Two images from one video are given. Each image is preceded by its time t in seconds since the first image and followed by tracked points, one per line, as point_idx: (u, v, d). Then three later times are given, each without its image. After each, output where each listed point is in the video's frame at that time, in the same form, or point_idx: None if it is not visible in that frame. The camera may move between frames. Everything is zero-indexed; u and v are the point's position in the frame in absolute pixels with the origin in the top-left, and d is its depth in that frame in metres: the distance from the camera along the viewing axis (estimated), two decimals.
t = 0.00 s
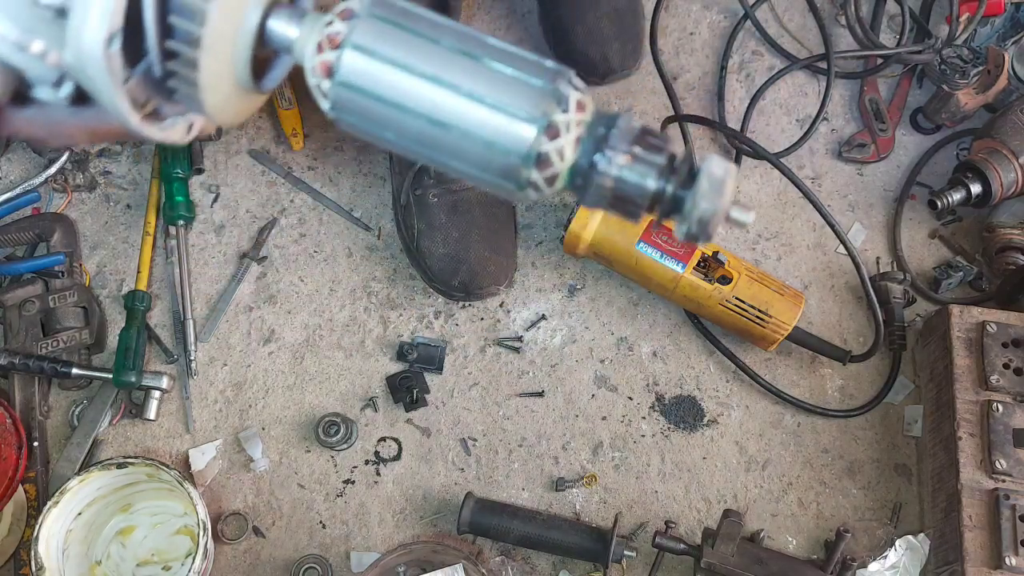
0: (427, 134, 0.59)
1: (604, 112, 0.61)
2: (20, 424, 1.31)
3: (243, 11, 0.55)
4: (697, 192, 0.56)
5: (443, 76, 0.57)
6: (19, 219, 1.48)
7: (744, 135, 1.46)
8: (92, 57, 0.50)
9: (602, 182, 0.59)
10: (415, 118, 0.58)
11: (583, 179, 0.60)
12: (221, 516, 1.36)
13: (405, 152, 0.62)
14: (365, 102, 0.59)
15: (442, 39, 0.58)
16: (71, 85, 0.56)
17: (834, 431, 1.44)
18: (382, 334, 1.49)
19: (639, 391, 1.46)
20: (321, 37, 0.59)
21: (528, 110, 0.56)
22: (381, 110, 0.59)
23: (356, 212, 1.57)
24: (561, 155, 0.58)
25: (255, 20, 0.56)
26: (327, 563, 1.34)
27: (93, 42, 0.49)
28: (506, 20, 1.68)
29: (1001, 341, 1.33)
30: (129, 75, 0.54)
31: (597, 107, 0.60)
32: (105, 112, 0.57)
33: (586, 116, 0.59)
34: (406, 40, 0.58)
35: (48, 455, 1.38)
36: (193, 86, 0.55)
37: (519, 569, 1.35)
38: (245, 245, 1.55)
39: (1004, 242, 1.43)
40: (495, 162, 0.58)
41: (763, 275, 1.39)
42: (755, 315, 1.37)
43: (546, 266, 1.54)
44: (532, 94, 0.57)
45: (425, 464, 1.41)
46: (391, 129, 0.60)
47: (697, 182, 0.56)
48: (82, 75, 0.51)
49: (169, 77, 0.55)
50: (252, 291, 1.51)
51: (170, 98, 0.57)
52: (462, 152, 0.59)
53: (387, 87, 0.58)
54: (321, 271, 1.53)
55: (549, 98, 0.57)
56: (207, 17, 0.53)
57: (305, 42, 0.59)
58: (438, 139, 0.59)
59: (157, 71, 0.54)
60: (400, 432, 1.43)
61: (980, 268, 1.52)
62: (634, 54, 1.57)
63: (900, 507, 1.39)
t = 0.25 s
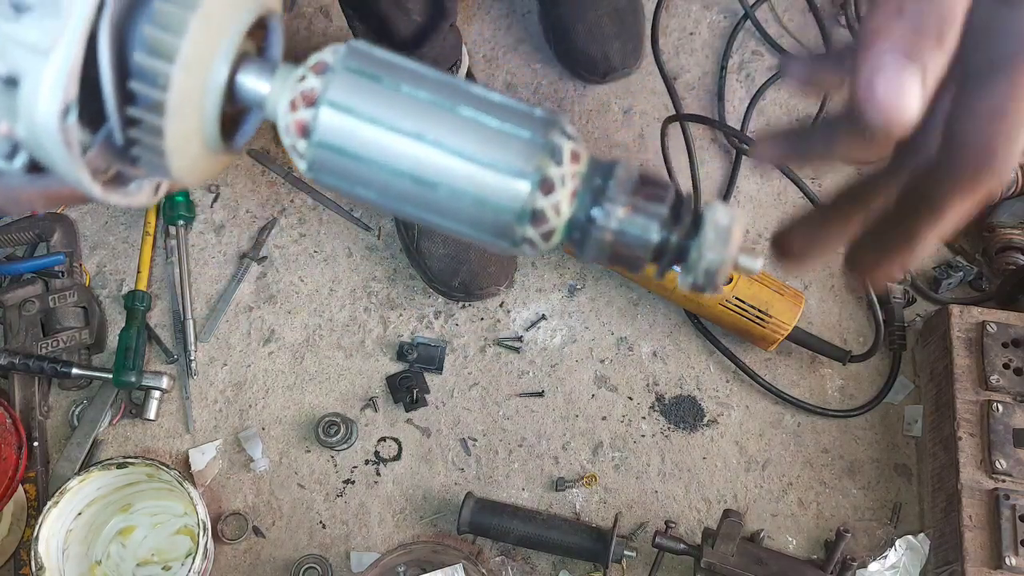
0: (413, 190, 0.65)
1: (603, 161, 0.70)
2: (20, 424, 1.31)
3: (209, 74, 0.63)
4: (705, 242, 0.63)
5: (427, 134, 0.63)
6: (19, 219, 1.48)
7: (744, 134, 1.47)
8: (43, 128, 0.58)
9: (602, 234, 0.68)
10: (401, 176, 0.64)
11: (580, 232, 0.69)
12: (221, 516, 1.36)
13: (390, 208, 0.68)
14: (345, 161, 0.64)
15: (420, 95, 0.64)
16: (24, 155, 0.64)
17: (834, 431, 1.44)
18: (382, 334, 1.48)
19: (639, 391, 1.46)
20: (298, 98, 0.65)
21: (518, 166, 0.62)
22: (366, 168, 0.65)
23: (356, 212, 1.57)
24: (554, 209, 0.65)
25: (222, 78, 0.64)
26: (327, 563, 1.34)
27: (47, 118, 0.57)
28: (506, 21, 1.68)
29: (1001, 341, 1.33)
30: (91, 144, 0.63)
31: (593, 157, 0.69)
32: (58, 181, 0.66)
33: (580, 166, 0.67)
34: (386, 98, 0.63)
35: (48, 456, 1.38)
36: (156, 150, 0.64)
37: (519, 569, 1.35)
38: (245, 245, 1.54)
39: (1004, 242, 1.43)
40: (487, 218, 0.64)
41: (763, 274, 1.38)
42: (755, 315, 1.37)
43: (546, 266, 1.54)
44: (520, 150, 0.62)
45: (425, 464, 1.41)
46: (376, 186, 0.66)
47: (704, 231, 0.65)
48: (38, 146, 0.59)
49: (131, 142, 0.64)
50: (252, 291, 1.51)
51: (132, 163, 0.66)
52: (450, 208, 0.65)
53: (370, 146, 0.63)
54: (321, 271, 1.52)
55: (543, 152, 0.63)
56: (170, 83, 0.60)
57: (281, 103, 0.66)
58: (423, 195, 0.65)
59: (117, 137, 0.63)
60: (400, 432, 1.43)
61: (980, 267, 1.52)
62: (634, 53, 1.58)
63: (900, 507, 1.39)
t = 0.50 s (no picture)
0: (409, 226, 0.64)
1: (595, 198, 0.69)
2: (20, 424, 1.30)
3: (207, 110, 0.64)
4: (696, 276, 0.65)
5: (422, 171, 0.63)
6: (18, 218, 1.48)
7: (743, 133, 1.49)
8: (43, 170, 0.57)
9: (595, 269, 0.66)
10: (395, 212, 0.64)
11: (574, 266, 0.67)
12: (221, 516, 1.36)
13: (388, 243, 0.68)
14: (340, 196, 0.64)
15: (416, 132, 0.65)
16: (21, 191, 0.62)
17: (834, 431, 1.44)
18: (382, 334, 1.48)
19: (639, 391, 1.46)
20: (296, 135, 0.67)
21: (513, 202, 0.62)
22: (360, 204, 0.64)
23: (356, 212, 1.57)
24: (550, 245, 0.64)
25: (221, 113, 0.65)
26: (327, 563, 1.34)
27: (46, 161, 0.57)
28: (506, 21, 1.68)
29: (1001, 341, 1.34)
30: (90, 180, 0.63)
31: (585, 193, 0.68)
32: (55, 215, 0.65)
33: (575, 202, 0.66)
34: (381, 135, 0.64)
35: (48, 456, 1.38)
36: (154, 186, 0.65)
37: (519, 569, 1.35)
38: (245, 245, 1.54)
39: (1004, 242, 1.41)
40: (484, 255, 0.64)
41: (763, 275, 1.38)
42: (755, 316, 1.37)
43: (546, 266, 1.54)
44: (515, 187, 0.62)
45: (425, 464, 1.41)
46: (371, 222, 0.65)
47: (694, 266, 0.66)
48: (38, 187, 0.59)
49: (128, 179, 0.65)
50: (252, 291, 1.51)
51: (130, 198, 0.67)
52: (446, 244, 0.65)
53: (364, 181, 0.63)
54: (321, 271, 1.52)
55: (538, 189, 0.63)
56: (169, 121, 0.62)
57: (279, 140, 0.67)
58: (418, 231, 0.64)
59: (115, 174, 0.64)
60: (400, 432, 1.43)
61: (981, 268, 1.50)
62: (635, 53, 1.58)
63: (899, 506, 1.39)
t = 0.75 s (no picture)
0: (406, 214, 0.65)
1: (591, 185, 0.69)
2: (20, 424, 1.30)
3: (206, 98, 0.64)
4: (692, 258, 0.65)
5: (419, 160, 0.64)
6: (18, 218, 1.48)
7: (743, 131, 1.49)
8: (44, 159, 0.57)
9: (592, 256, 0.66)
10: (392, 200, 0.65)
11: (570, 253, 0.67)
12: (221, 515, 1.36)
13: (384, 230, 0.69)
14: (339, 185, 0.65)
15: (414, 120, 0.65)
16: (24, 178, 0.62)
17: (834, 431, 1.44)
18: (382, 334, 1.48)
19: (639, 391, 1.46)
20: (294, 124, 0.67)
21: (509, 191, 0.63)
22: (358, 193, 0.65)
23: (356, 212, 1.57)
24: (546, 232, 0.65)
25: (221, 101, 0.65)
26: (327, 562, 1.34)
27: (47, 150, 0.57)
28: (506, 21, 1.68)
29: (1000, 341, 1.34)
30: (92, 167, 0.63)
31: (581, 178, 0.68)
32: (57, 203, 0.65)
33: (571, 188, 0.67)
34: (379, 124, 0.64)
35: (48, 456, 1.38)
36: (155, 176, 0.65)
37: (519, 569, 1.35)
38: (245, 245, 1.54)
39: (1004, 242, 1.43)
40: (481, 243, 0.65)
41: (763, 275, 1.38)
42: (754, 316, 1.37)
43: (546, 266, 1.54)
44: (512, 176, 0.63)
45: (425, 464, 1.41)
46: (369, 210, 0.66)
47: (689, 248, 0.66)
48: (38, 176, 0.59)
49: (129, 168, 0.65)
50: (252, 291, 1.51)
51: (131, 186, 0.67)
52: (442, 232, 0.65)
53: (361, 170, 0.64)
54: (321, 271, 1.52)
55: (536, 178, 0.64)
56: (169, 112, 0.61)
57: (277, 128, 0.67)
58: (416, 219, 0.65)
59: (116, 163, 0.64)
60: (400, 432, 1.43)
61: (980, 267, 1.52)
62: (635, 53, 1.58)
63: (899, 506, 1.39)
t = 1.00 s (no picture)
0: (421, 213, 0.65)
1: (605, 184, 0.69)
2: (20, 424, 1.30)
3: (221, 98, 0.64)
4: (708, 255, 0.66)
5: (435, 158, 0.63)
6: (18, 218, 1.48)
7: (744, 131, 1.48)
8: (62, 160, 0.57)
9: (605, 256, 0.66)
10: (407, 199, 0.64)
11: (586, 252, 0.67)
12: (221, 516, 1.36)
13: (396, 229, 0.68)
14: (354, 183, 0.64)
15: (430, 119, 0.65)
16: (36, 179, 0.62)
17: (835, 431, 1.44)
18: (382, 334, 1.48)
19: (639, 391, 1.46)
20: (309, 123, 0.67)
21: (526, 190, 0.63)
22: (373, 191, 0.65)
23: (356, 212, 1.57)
24: (562, 232, 0.65)
25: (235, 102, 0.65)
26: (327, 563, 1.34)
27: (65, 151, 0.57)
28: (506, 21, 1.67)
29: (1000, 341, 1.34)
30: (106, 166, 0.63)
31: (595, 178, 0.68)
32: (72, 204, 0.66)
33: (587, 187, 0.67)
34: (395, 122, 0.64)
35: (48, 456, 1.38)
36: (169, 175, 0.64)
37: (519, 569, 1.35)
38: (245, 245, 1.54)
39: (1004, 242, 1.43)
40: (497, 243, 0.65)
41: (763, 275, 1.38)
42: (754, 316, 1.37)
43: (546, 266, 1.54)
44: (529, 175, 0.63)
45: (425, 464, 1.41)
46: (383, 209, 0.66)
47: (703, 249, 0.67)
48: (54, 176, 0.59)
49: (143, 168, 0.65)
50: (252, 291, 1.51)
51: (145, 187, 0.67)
52: (457, 232, 0.65)
53: (378, 168, 0.63)
54: (322, 271, 1.52)
55: (552, 177, 0.64)
56: (184, 110, 0.61)
57: (292, 127, 0.67)
58: (430, 217, 0.65)
59: (130, 164, 0.64)
60: (400, 432, 1.43)
61: (981, 267, 1.52)
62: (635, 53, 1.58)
63: (900, 507, 1.39)
